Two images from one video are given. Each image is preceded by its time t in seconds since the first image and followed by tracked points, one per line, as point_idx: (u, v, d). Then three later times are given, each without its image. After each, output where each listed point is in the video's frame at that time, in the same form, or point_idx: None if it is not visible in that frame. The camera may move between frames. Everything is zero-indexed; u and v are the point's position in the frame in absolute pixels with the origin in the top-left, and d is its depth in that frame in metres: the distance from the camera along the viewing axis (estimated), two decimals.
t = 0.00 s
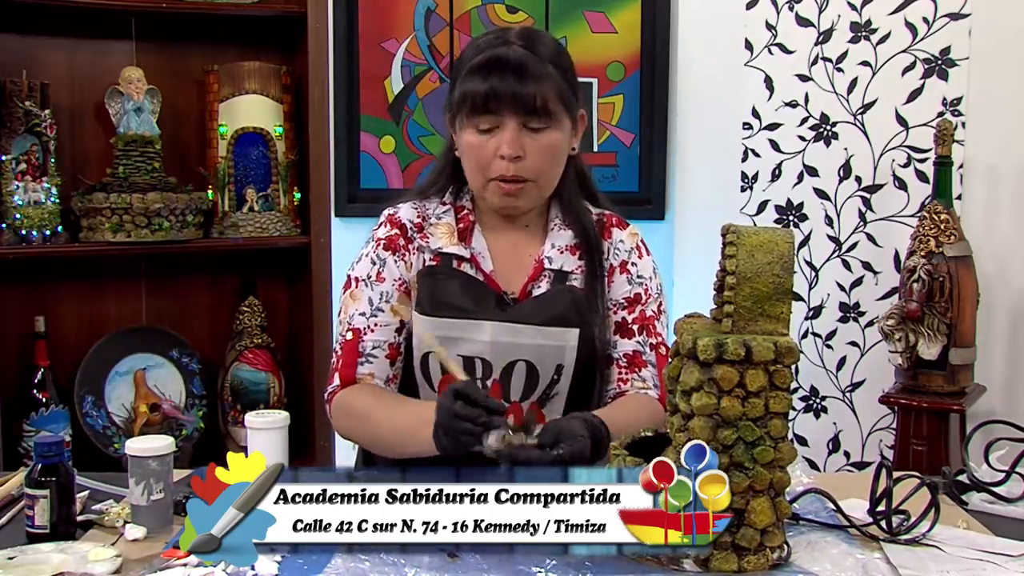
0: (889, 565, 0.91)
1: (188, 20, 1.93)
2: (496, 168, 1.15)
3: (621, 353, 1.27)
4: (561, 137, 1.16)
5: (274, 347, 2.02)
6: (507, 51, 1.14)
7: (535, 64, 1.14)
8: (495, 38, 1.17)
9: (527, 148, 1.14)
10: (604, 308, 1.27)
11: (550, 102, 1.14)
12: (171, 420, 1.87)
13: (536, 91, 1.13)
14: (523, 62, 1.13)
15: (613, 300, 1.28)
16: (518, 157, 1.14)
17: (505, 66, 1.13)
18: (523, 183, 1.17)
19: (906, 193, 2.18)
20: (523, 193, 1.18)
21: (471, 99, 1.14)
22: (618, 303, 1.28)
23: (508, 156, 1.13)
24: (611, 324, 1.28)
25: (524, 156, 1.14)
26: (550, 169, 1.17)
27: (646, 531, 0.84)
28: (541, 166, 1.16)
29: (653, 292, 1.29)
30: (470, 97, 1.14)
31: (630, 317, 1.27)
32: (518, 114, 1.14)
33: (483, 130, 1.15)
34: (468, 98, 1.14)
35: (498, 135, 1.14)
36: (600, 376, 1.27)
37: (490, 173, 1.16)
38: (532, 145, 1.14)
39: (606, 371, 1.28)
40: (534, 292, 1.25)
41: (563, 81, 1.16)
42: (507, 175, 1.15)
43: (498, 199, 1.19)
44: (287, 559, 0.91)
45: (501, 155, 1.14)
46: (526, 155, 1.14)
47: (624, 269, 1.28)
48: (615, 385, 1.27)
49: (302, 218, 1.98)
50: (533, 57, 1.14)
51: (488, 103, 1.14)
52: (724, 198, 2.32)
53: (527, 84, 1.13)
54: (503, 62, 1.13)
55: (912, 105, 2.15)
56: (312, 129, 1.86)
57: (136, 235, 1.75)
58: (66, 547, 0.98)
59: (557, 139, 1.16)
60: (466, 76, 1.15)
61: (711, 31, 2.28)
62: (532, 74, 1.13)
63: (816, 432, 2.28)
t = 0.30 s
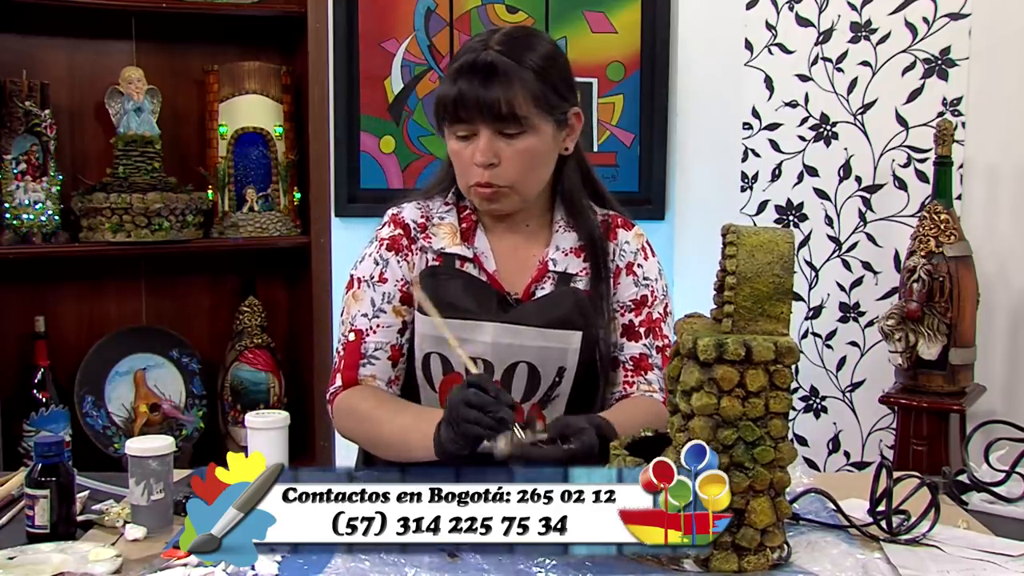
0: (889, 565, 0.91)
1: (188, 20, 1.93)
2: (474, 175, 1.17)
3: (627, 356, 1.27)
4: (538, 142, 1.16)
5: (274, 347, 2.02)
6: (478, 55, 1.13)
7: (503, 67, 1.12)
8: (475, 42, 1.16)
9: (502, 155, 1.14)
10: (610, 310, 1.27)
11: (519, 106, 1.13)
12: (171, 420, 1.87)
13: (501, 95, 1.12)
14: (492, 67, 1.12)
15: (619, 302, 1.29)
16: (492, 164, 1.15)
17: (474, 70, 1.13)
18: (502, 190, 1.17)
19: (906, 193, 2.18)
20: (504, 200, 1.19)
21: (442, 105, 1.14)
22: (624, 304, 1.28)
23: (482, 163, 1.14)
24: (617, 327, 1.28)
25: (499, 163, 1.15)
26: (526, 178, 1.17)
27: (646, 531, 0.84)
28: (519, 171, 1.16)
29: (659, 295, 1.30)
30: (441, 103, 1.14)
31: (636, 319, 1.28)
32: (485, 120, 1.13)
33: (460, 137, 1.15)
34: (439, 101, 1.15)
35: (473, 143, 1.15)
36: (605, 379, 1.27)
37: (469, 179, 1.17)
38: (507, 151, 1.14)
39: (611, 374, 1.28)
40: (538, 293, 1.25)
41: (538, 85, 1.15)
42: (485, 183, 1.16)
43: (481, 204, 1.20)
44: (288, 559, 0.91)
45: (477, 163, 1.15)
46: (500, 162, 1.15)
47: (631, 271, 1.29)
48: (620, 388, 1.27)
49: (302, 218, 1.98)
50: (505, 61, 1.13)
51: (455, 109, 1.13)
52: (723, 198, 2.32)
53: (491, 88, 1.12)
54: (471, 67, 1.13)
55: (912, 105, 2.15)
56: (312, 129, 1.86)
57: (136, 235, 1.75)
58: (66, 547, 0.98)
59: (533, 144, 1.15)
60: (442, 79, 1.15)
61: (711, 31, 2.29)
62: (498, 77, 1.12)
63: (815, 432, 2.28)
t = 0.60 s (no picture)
0: (889, 565, 0.91)
1: (188, 20, 1.93)
2: (471, 176, 1.17)
3: (628, 351, 1.27)
4: (536, 143, 1.16)
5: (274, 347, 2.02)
6: (474, 57, 1.13)
7: (499, 68, 1.13)
8: (471, 44, 1.16)
9: (500, 156, 1.14)
10: (609, 308, 1.27)
11: (516, 107, 1.13)
12: (171, 420, 1.87)
13: (497, 96, 1.12)
14: (489, 68, 1.13)
15: (619, 299, 1.28)
16: (490, 165, 1.15)
17: (471, 71, 1.13)
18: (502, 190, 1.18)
19: (906, 193, 2.18)
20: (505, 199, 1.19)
21: (439, 107, 1.14)
22: (624, 301, 1.28)
23: (480, 164, 1.14)
24: (618, 324, 1.28)
25: (497, 164, 1.15)
26: (528, 175, 1.17)
27: (646, 531, 0.84)
28: (518, 170, 1.16)
29: (659, 290, 1.29)
30: (438, 105, 1.14)
31: (637, 316, 1.28)
32: (482, 121, 1.13)
33: (457, 138, 1.15)
34: (435, 103, 1.15)
35: (470, 144, 1.14)
36: (606, 375, 1.27)
37: (467, 180, 1.17)
38: (506, 152, 1.14)
39: (613, 369, 1.29)
40: (536, 293, 1.25)
41: (534, 86, 1.15)
42: (484, 183, 1.16)
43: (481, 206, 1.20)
44: (288, 559, 0.91)
45: (475, 165, 1.15)
46: (498, 163, 1.15)
47: (629, 268, 1.29)
48: (622, 383, 1.27)
49: (302, 218, 1.98)
50: (501, 62, 1.13)
51: (453, 110, 1.13)
52: (723, 198, 2.32)
53: (488, 89, 1.12)
54: (468, 68, 1.13)
55: (912, 105, 2.14)
56: (312, 129, 1.86)
57: (136, 235, 1.75)
58: (66, 547, 0.98)
59: (531, 146, 1.15)
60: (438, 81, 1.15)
61: (711, 31, 2.29)
62: (495, 79, 1.12)
63: (815, 432, 2.28)
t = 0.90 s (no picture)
0: (889, 565, 0.91)
1: (188, 20, 1.93)
2: (480, 175, 1.16)
3: (628, 352, 1.27)
4: (546, 139, 1.16)
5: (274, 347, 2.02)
6: (480, 56, 1.13)
7: (507, 66, 1.13)
8: (472, 44, 1.16)
9: (511, 153, 1.14)
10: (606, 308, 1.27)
11: (527, 104, 1.14)
12: (171, 420, 1.87)
13: (509, 94, 1.12)
14: (497, 66, 1.13)
15: (616, 299, 1.28)
16: (501, 163, 1.14)
17: (479, 70, 1.13)
18: (509, 186, 1.17)
19: (906, 193, 2.18)
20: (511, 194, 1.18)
21: (447, 108, 1.14)
22: (622, 301, 1.28)
23: (492, 162, 1.14)
24: (616, 324, 1.28)
25: (508, 162, 1.15)
26: (537, 172, 1.17)
27: (646, 531, 0.84)
28: (528, 167, 1.16)
29: (656, 290, 1.29)
30: (446, 105, 1.14)
31: (635, 316, 1.27)
32: (494, 119, 1.13)
33: (465, 138, 1.15)
34: (444, 104, 1.15)
35: (480, 143, 1.14)
36: (604, 374, 1.27)
37: (475, 180, 1.16)
38: (516, 149, 1.14)
39: (612, 371, 1.28)
40: (533, 293, 1.24)
41: (541, 82, 1.16)
42: (493, 182, 1.16)
43: (488, 203, 1.19)
44: (288, 559, 0.91)
45: (485, 163, 1.14)
46: (509, 161, 1.14)
47: (626, 268, 1.28)
48: (621, 384, 1.27)
49: (302, 218, 1.98)
50: (507, 60, 1.14)
51: (464, 109, 1.13)
52: (723, 197, 2.32)
53: (500, 87, 1.13)
54: (476, 67, 1.13)
55: (912, 105, 2.14)
56: (312, 129, 1.86)
57: (136, 235, 1.75)
58: (66, 547, 0.98)
59: (541, 142, 1.15)
60: (443, 82, 1.15)
61: (711, 31, 2.29)
62: (505, 76, 1.13)
63: (815, 432, 2.28)
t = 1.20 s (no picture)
0: (889, 565, 0.91)
1: (188, 20, 1.93)
2: (480, 177, 1.16)
3: (625, 353, 1.27)
4: (545, 140, 1.16)
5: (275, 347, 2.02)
6: (480, 56, 1.13)
7: (508, 67, 1.13)
8: (472, 44, 1.16)
9: (511, 154, 1.14)
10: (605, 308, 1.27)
11: (527, 104, 1.14)
12: (171, 420, 1.87)
13: (510, 95, 1.13)
14: (497, 67, 1.13)
15: (615, 299, 1.28)
16: (501, 165, 1.14)
17: (479, 71, 1.13)
18: (511, 188, 1.17)
19: (906, 193, 2.18)
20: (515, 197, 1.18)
21: (447, 108, 1.14)
22: (620, 302, 1.28)
23: (493, 164, 1.14)
24: (615, 325, 1.28)
25: (509, 163, 1.14)
26: (538, 172, 1.17)
27: (646, 531, 0.84)
28: (530, 168, 1.16)
29: (655, 291, 1.29)
30: (446, 106, 1.14)
31: (633, 317, 1.28)
32: (495, 120, 1.13)
33: (465, 138, 1.15)
34: (444, 104, 1.15)
35: (480, 144, 1.14)
36: (602, 375, 1.27)
37: (475, 182, 1.16)
38: (516, 150, 1.14)
39: (609, 371, 1.29)
40: (533, 293, 1.25)
41: (541, 83, 1.16)
42: (495, 183, 1.16)
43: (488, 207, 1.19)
44: (288, 559, 0.91)
45: (486, 165, 1.14)
46: (510, 162, 1.14)
47: (625, 268, 1.28)
48: (618, 384, 1.27)
49: (302, 218, 1.98)
50: (507, 60, 1.14)
51: (464, 110, 1.13)
52: (723, 197, 2.32)
53: (500, 88, 1.13)
54: (476, 68, 1.13)
55: (911, 105, 2.14)
56: (312, 129, 1.86)
57: (136, 235, 1.75)
58: (66, 547, 0.98)
59: (541, 143, 1.15)
60: (443, 82, 1.15)
61: (711, 31, 2.29)
62: (505, 77, 1.13)
63: (815, 432, 2.28)
